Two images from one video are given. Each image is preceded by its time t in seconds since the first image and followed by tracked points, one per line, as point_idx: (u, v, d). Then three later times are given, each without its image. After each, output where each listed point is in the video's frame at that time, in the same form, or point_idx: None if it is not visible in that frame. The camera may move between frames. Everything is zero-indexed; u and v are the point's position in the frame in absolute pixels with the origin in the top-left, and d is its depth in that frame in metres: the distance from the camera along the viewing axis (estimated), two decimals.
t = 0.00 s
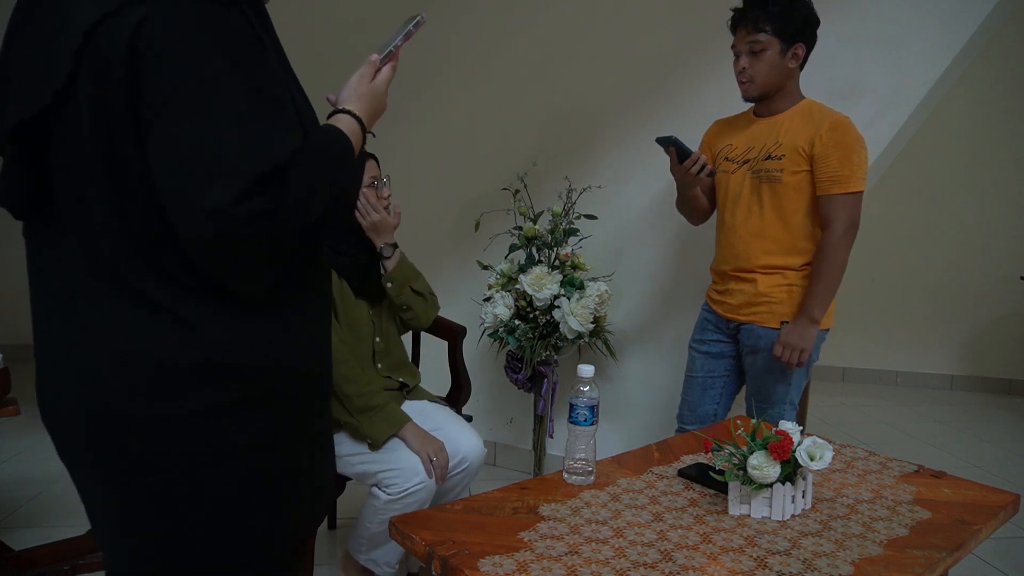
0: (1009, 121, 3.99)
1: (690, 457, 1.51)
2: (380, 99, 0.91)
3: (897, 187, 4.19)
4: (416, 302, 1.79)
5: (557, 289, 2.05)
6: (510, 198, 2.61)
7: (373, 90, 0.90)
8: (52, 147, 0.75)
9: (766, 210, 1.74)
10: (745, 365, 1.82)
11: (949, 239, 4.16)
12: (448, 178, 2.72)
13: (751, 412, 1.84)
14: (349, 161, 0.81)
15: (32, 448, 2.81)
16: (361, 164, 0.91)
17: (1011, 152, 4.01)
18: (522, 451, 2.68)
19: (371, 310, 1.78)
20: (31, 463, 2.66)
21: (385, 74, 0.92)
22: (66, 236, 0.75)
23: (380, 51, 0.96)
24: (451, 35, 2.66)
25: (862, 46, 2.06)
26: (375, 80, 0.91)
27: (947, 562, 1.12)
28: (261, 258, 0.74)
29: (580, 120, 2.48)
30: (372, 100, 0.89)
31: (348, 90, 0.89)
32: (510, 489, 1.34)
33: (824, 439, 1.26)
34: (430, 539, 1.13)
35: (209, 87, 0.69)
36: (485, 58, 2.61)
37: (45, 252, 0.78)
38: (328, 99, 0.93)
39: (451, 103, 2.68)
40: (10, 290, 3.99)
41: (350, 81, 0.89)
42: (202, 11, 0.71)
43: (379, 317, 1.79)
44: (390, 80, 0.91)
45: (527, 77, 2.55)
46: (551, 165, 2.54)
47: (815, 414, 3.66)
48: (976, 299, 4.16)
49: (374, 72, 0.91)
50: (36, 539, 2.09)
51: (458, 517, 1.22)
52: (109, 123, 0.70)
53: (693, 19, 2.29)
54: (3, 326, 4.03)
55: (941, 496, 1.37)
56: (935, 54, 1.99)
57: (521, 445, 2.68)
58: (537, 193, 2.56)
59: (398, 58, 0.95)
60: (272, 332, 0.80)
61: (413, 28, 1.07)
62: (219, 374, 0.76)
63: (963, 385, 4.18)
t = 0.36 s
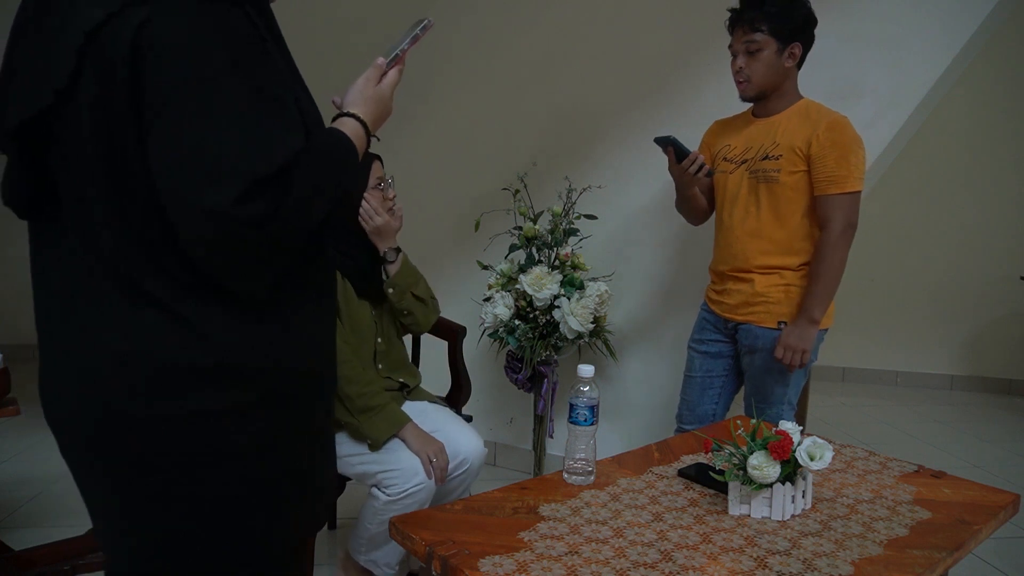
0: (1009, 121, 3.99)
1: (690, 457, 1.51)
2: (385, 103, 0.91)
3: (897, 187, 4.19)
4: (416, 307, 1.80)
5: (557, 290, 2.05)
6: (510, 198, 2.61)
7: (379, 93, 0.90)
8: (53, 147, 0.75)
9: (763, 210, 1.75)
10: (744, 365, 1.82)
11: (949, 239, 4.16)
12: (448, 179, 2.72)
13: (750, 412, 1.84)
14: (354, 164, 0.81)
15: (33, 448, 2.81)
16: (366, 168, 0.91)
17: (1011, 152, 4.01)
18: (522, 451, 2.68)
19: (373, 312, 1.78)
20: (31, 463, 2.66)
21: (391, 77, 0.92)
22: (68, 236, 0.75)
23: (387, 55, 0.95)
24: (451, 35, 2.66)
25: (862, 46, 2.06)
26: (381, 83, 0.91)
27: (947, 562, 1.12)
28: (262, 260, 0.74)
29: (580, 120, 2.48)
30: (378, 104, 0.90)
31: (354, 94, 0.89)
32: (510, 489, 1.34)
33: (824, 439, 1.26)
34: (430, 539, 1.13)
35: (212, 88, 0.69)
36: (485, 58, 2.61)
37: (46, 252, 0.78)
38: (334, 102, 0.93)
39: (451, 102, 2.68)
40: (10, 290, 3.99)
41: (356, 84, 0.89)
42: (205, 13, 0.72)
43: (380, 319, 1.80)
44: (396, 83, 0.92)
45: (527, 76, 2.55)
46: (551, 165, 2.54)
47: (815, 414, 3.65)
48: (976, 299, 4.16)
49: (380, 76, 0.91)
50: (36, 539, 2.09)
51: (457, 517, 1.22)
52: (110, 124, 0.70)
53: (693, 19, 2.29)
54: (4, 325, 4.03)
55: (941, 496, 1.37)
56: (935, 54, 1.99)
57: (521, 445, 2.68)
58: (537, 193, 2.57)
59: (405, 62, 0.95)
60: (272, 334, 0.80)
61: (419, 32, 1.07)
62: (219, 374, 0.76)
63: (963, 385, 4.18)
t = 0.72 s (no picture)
0: (1009, 121, 3.99)
1: (690, 457, 1.51)
2: (390, 104, 0.91)
3: (897, 187, 4.19)
4: (417, 308, 1.79)
5: (557, 289, 2.05)
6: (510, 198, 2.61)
7: (383, 94, 0.91)
8: (57, 148, 0.75)
9: (762, 211, 1.75)
10: (745, 366, 1.82)
11: (949, 239, 4.16)
12: (448, 178, 2.72)
13: (751, 412, 1.84)
14: (357, 165, 0.80)
15: (33, 447, 2.81)
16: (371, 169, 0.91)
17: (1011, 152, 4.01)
18: (521, 451, 2.68)
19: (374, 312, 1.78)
20: (31, 463, 2.66)
21: (396, 79, 0.93)
22: (72, 237, 0.76)
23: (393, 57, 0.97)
24: (451, 35, 2.66)
25: (863, 46, 2.06)
26: (386, 84, 0.92)
27: (947, 562, 1.12)
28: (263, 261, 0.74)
29: (580, 120, 2.48)
30: (383, 105, 0.90)
31: (359, 95, 0.89)
32: (510, 489, 1.34)
33: (824, 439, 1.26)
34: (430, 539, 1.13)
35: (213, 88, 0.69)
36: (485, 58, 2.61)
37: (50, 253, 0.79)
38: (339, 104, 0.93)
39: (451, 102, 2.68)
40: (10, 290, 3.99)
41: (361, 86, 0.90)
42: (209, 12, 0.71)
43: (381, 319, 1.79)
44: (401, 85, 0.93)
45: (527, 76, 2.55)
46: (551, 165, 2.54)
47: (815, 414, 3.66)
48: (976, 299, 4.16)
49: (386, 77, 0.92)
50: (36, 539, 2.09)
51: (457, 517, 1.22)
52: (113, 125, 0.71)
53: (693, 19, 2.29)
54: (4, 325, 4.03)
55: (941, 496, 1.37)
56: (935, 54, 1.99)
57: (520, 445, 2.68)
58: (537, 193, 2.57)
59: (410, 64, 0.96)
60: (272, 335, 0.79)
61: (427, 33, 1.08)
62: (219, 374, 0.76)
63: (963, 385, 4.18)
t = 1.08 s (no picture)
0: (1009, 121, 3.99)
1: (690, 457, 1.51)
2: (396, 105, 0.91)
3: (897, 187, 4.19)
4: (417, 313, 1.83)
5: (557, 289, 2.05)
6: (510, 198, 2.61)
7: (390, 96, 0.91)
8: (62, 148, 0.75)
9: (764, 212, 1.75)
10: (747, 367, 1.82)
11: (949, 238, 4.16)
12: (448, 178, 2.72)
13: (752, 413, 1.84)
14: (363, 165, 0.81)
15: (33, 447, 2.81)
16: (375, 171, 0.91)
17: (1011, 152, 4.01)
18: (521, 450, 2.68)
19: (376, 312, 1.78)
20: (31, 463, 2.66)
21: (402, 80, 0.93)
22: (77, 236, 0.76)
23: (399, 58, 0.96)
24: (451, 35, 2.66)
25: (863, 46, 2.06)
26: (392, 86, 0.92)
27: (947, 562, 1.12)
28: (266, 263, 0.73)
29: (580, 120, 2.48)
30: (389, 107, 0.90)
31: (365, 97, 0.89)
32: (510, 489, 1.34)
33: (824, 439, 1.26)
34: (430, 539, 1.13)
35: (220, 90, 0.69)
36: (485, 58, 2.61)
37: (54, 252, 0.79)
38: (345, 104, 0.93)
39: (452, 102, 2.68)
40: (10, 290, 3.99)
41: (367, 87, 0.90)
42: (218, 17, 0.71)
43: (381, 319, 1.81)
44: (407, 86, 0.92)
45: (527, 76, 2.55)
46: (551, 165, 2.54)
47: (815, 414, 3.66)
48: (976, 299, 4.16)
49: (392, 79, 0.92)
50: (36, 539, 2.09)
51: (457, 517, 1.22)
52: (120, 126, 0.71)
53: (693, 18, 2.29)
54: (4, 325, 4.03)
55: (941, 496, 1.37)
56: (935, 54, 1.99)
57: (520, 444, 2.68)
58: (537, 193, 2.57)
59: (416, 65, 0.96)
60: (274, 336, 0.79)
61: (433, 35, 1.08)
62: (219, 375, 0.76)
63: (964, 385, 4.18)
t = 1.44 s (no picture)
0: (1009, 120, 3.99)
1: (690, 457, 1.51)
2: (402, 106, 0.92)
3: (897, 186, 4.19)
4: (414, 311, 1.83)
5: (557, 289, 2.05)
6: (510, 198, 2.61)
7: (396, 96, 0.91)
8: (67, 149, 0.75)
9: (764, 212, 1.75)
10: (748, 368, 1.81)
11: (949, 238, 4.16)
12: (448, 178, 2.72)
13: (752, 413, 1.84)
14: (370, 166, 0.80)
15: (33, 447, 2.81)
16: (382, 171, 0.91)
17: (1011, 151, 4.00)
18: (521, 450, 2.68)
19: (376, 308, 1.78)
20: (31, 463, 2.66)
21: (408, 80, 0.94)
22: (81, 236, 0.76)
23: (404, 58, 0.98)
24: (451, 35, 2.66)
25: (862, 46, 2.06)
26: (398, 86, 0.93)
27: (947, 562, 1.12)
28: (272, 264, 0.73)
29: (580, 120, 2.48)
30: (395, 107, 0.90)
31: (371, 97, 0.89)
32: (510, 489, 1.34)
33: (824, 439, 1.26)
34: (430, 539, 1.13)
35: (228, 93, 0.69)
36: (485, 58, 2.61)
37: (56, 251, 0.79)
38: (350, 106, 0.94)
39: (452, 102, 2.68)
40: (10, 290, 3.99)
41: (374, 88, 0.90)
42: (227, 20, 0.71)
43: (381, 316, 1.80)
44: (412, 87, 0.93)
45: (526, 76, 2.55)
46: (551, 165, 2.54)
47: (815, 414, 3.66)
48: (976, 298, 4.16)
49: (397, 79, 0.93)
50: (36, 539, 2.09)
51: (457, 517, 1.22)
52: (127, 127, 0.71)
53: (693, 17, 2.29)
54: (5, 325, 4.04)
55: (940, 496, 1.37)
56: (935, 54, 1.99)
57: (520, 444, 2.68)
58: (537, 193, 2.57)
59: (421, 66, 0.97)
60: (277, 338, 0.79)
61: (437, 36, 1.09)
62: (220, 375, 0.75)
63: (963, 385, 4.18)
